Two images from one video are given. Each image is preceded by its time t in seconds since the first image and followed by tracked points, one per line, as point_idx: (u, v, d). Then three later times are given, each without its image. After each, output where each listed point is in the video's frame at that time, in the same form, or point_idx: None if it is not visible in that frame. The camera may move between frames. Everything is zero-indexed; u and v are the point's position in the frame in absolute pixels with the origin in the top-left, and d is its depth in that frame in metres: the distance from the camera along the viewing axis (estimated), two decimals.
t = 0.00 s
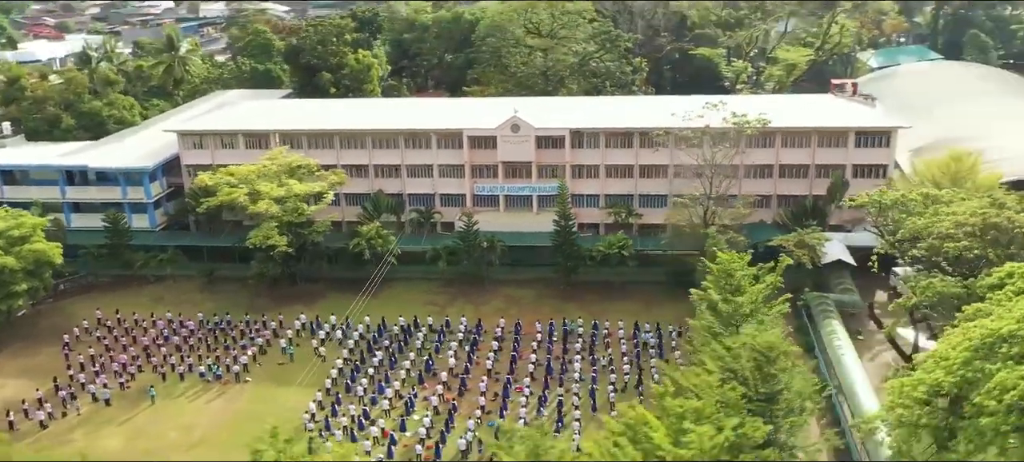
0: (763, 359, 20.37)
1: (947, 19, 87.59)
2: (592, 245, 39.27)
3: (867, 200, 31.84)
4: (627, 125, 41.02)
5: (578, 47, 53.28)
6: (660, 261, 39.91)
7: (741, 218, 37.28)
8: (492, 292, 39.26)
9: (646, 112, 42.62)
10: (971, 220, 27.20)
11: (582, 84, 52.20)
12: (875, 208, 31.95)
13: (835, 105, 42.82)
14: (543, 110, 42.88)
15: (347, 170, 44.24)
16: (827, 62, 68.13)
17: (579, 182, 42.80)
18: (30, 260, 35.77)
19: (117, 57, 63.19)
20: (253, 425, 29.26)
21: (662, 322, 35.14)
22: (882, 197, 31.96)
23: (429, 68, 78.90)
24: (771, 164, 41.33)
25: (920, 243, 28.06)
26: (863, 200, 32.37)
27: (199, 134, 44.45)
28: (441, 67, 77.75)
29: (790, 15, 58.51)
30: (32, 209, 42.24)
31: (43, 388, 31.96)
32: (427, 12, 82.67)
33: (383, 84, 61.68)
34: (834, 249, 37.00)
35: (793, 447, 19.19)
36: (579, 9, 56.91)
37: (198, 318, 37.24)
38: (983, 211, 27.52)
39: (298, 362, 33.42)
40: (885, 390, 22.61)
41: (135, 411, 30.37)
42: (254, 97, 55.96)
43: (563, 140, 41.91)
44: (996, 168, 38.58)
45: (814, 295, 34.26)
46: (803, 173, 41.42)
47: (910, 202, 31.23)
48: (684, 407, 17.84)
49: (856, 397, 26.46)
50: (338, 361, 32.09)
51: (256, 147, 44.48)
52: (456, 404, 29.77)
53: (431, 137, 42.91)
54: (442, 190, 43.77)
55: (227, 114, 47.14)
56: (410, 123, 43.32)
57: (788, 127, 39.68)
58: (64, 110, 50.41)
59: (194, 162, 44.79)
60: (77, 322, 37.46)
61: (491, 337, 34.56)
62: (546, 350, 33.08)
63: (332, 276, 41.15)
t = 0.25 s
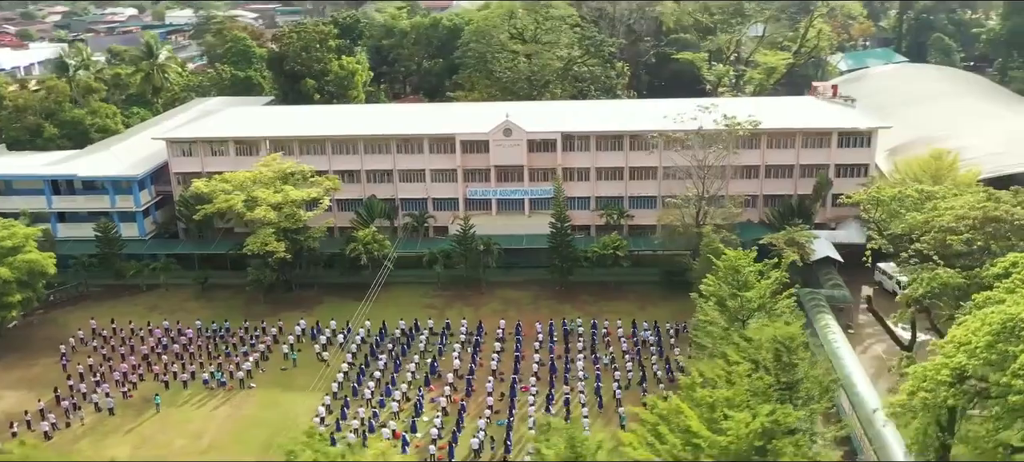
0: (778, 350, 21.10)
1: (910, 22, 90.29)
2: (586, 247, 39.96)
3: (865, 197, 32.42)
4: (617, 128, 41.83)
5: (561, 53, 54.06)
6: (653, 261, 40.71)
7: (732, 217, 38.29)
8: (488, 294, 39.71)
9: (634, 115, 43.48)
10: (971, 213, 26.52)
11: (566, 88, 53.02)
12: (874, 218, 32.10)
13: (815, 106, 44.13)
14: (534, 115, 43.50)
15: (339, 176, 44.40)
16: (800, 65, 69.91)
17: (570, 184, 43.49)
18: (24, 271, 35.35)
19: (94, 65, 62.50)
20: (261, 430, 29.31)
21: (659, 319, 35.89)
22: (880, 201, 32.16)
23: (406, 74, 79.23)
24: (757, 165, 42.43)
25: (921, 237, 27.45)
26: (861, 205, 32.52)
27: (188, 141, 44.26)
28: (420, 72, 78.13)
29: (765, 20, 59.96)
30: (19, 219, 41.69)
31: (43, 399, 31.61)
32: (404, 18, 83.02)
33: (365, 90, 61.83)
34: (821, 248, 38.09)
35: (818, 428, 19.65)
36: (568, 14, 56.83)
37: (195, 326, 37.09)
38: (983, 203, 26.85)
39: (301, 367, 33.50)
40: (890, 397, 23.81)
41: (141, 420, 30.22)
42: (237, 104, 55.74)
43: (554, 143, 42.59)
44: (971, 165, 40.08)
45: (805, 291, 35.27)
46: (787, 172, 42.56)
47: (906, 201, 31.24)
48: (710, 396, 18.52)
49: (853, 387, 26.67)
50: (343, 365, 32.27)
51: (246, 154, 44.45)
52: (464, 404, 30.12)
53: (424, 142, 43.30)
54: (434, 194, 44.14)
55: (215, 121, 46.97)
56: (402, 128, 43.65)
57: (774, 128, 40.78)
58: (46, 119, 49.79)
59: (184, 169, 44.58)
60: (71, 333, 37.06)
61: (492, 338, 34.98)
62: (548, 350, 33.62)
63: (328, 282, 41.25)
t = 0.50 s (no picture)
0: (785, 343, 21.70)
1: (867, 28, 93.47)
2: (580, 249, 40.75)
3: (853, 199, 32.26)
4: (606, 133, 42.72)
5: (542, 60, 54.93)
6: (643, 262, 41.67)
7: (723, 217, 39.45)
8: (484, 298, 40.22)
9: (622, 119, 44.43)
10: (971, 206, 26.02)
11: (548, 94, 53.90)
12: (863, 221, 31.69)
13: (794, 109, 45.57)
14: (523, 120, 44.18)
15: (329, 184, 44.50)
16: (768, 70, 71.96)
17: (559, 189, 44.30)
18: (17, 284, 34.74)
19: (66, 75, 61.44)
20: (274, 437, 29.31)
21: (655, 318, 36.77)
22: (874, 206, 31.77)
23: (380, 82, 79.45)
24: (741, 166, 43.68)
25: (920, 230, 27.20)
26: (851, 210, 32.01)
27: (175, 151, 43.93)
28: (394, 80, 78.41)
29: (737, 26, 61.71)
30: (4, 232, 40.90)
31: (45, 414, 31.12)
32: (376, 26, 83.21)
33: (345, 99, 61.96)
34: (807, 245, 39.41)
35: (845, 422, 18.90)
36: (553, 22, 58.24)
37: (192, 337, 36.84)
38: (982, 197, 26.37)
39: (306, 373, 33.55)
40: (908, 383, 22.93)
41: (149, 430, 29.96)
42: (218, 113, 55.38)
43: (544, 148, 43.32)
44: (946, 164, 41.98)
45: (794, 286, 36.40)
46: (769, 173, 43.86)
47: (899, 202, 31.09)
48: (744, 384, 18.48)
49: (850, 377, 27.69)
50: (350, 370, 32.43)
51: (234, 164, 44.29)
52: (474, 406, 30.52)
53: (414, 149, 43.67)
54: (426, 200, 44.50)
55: (200, 130, 46.69)
56: (392, 135, 43.95)
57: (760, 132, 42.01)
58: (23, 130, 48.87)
59: (171, 179, 44.22)
60: (65, 347, 36.49)
61: (493, 341, 35.46)
62: (551, 350, 34.25)
63: (324, 289, 41.35)
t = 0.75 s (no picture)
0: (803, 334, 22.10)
1: (831, 32, 96.13)
2: (575, 252, 41.45)
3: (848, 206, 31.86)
4: (597, 136, 43.50)
5: (526, 65, 55.69)
6: (635, 263, 42.53)
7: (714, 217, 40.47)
8: (482, 301, 40.68)
9: (611, 123, 45.28)
10: (968, 199, 25.25)
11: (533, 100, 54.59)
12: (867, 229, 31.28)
13: (776, 112, 46.87)
14: (514, 125, 44.77)
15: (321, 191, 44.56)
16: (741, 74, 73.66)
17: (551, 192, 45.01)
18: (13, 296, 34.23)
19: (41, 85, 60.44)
20: (286, 442, 29.39)
21: (652, 317, 37.58)
22: (876, 212, 31.31)
23: (358, 89, 79.43)
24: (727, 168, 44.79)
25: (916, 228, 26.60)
26: (851, 221, 31.64)
27: (165, 159, 43.62)
28: (371, 87, 78.58)
29: (713, 31, 63.17)
30: None
31: (49, 426, 30.74)
32: (351, 33, 83.33)
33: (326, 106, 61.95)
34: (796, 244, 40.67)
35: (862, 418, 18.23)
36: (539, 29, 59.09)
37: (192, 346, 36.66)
38: (980, 190, 25.65)
39: (311, 379, 33.64)
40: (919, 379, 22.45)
41: (158, 439, 29.80)
42: (201, 121, 55.01)
43: (536, 153, 43.96)
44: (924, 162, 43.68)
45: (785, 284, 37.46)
46: (754, 175, 44.99)
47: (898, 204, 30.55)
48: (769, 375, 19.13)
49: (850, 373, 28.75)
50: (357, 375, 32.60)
51: (225, 172, 44.12)
52: (483, 407, 30.92)
53: (407, 154, 43.96)
54: (418, 205, 44.81)
55: (188, 139, 46.40)
56: (384, 141, 44.19)
57: (748, 134, 43.13)
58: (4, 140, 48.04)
59: (161, 188, 43.89)
60: (61, 359, 36.02)
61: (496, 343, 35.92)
62: (554, 351, 34.83)
63: (320, 296, 41.42)
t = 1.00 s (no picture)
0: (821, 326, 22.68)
1: (801, 37, 98.38)
2: (570, 254, 42.05)
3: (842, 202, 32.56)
4: (588, 140, 44.17)
5: (512, 71, 56.27)
6: (627, 264, 43.30)
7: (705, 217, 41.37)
8: (478, 304, 41.07)
9: (601, 127, 46.01)
10: (965, 196, 25.92)
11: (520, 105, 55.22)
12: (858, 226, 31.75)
13: (761, 114, 48.00)
14: (506, 130, 45.28)
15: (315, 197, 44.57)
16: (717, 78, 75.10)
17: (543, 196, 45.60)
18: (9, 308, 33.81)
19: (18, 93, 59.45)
20: (296, 447, 29.45)
21: (649, 317, 38.33)
22: (866, 209, 31.82)
23: (337, 95, 79.41)
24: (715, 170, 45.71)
25: (914, 222, 27.18)
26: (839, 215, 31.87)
27: (156, 168, 43.31)
28: (351, 93, 78.56)
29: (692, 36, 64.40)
30: None
31: (52, 437, 30.41)
32: (329, 39, 83.23)
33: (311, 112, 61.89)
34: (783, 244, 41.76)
35: (883, 408, 18.77)
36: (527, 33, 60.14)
37: (191, 354, 36.48)
38: (975, 188, 26.39)
39: (316, 385, 33.71)
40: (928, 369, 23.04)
41: (167, 448, 29.67)
42: (186, 129, 54.63)
43: (528, 157, 44.49)
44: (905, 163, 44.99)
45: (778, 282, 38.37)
46: (740, 176, 46.01)
47: (891, 202, 31.14)
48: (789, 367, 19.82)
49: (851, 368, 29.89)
50: (363, 379, 32.79)
51: (217, 179, 43.94)
52: (490, 408, 31.33)
53: (400, 160, 44.20)
54: (412, 210, 45.05)
55: (177, 146, 46.11)
56: (377, 147, 44.38)
57: (737, 136, 44.16)
58: None
59: (151, 196, 43.56)
60: (58, 371, 35.60)
61: (496, 345, 36.35)
62: (556, 352, 35.39)
63: (317, 302, 41.46)
